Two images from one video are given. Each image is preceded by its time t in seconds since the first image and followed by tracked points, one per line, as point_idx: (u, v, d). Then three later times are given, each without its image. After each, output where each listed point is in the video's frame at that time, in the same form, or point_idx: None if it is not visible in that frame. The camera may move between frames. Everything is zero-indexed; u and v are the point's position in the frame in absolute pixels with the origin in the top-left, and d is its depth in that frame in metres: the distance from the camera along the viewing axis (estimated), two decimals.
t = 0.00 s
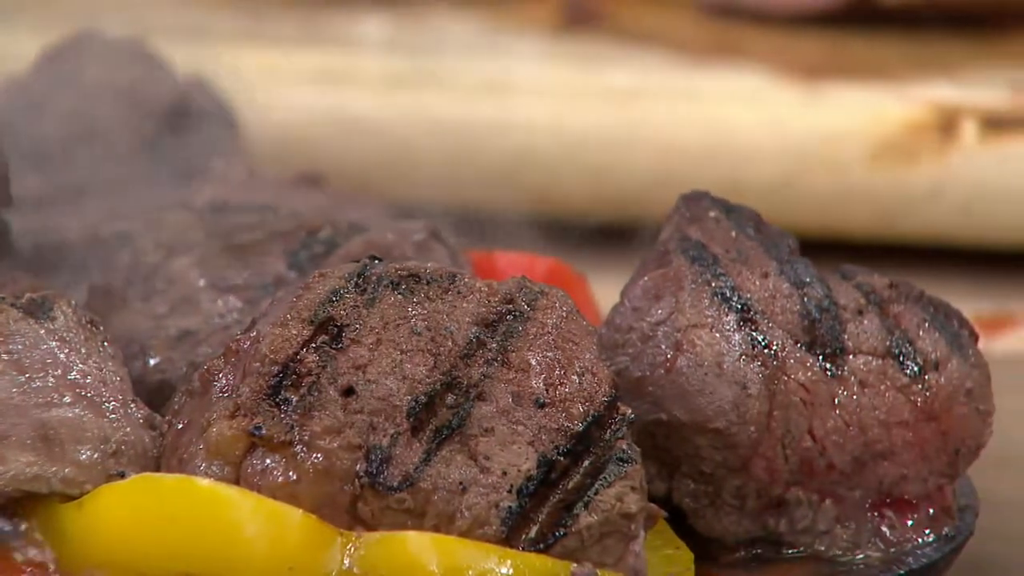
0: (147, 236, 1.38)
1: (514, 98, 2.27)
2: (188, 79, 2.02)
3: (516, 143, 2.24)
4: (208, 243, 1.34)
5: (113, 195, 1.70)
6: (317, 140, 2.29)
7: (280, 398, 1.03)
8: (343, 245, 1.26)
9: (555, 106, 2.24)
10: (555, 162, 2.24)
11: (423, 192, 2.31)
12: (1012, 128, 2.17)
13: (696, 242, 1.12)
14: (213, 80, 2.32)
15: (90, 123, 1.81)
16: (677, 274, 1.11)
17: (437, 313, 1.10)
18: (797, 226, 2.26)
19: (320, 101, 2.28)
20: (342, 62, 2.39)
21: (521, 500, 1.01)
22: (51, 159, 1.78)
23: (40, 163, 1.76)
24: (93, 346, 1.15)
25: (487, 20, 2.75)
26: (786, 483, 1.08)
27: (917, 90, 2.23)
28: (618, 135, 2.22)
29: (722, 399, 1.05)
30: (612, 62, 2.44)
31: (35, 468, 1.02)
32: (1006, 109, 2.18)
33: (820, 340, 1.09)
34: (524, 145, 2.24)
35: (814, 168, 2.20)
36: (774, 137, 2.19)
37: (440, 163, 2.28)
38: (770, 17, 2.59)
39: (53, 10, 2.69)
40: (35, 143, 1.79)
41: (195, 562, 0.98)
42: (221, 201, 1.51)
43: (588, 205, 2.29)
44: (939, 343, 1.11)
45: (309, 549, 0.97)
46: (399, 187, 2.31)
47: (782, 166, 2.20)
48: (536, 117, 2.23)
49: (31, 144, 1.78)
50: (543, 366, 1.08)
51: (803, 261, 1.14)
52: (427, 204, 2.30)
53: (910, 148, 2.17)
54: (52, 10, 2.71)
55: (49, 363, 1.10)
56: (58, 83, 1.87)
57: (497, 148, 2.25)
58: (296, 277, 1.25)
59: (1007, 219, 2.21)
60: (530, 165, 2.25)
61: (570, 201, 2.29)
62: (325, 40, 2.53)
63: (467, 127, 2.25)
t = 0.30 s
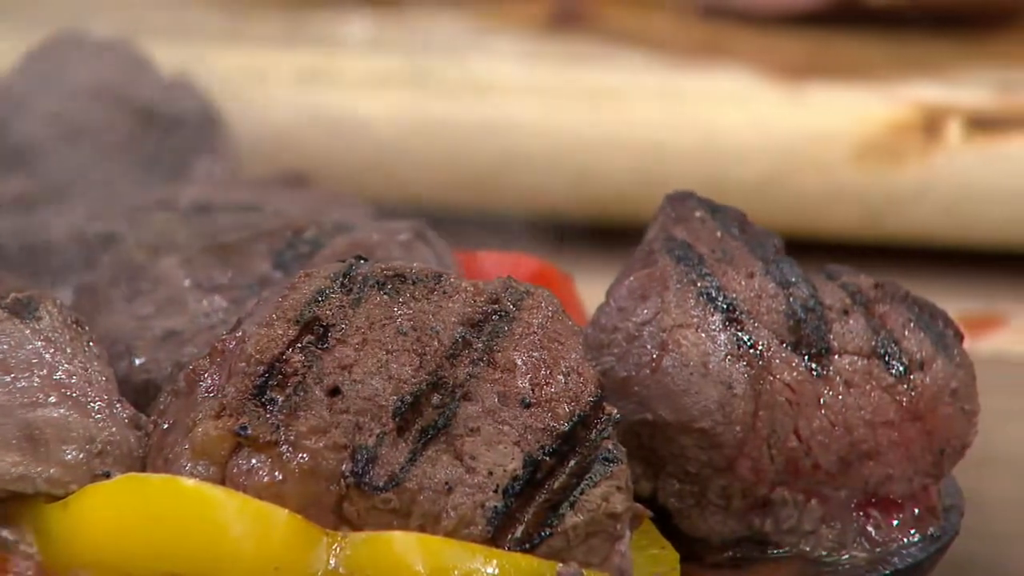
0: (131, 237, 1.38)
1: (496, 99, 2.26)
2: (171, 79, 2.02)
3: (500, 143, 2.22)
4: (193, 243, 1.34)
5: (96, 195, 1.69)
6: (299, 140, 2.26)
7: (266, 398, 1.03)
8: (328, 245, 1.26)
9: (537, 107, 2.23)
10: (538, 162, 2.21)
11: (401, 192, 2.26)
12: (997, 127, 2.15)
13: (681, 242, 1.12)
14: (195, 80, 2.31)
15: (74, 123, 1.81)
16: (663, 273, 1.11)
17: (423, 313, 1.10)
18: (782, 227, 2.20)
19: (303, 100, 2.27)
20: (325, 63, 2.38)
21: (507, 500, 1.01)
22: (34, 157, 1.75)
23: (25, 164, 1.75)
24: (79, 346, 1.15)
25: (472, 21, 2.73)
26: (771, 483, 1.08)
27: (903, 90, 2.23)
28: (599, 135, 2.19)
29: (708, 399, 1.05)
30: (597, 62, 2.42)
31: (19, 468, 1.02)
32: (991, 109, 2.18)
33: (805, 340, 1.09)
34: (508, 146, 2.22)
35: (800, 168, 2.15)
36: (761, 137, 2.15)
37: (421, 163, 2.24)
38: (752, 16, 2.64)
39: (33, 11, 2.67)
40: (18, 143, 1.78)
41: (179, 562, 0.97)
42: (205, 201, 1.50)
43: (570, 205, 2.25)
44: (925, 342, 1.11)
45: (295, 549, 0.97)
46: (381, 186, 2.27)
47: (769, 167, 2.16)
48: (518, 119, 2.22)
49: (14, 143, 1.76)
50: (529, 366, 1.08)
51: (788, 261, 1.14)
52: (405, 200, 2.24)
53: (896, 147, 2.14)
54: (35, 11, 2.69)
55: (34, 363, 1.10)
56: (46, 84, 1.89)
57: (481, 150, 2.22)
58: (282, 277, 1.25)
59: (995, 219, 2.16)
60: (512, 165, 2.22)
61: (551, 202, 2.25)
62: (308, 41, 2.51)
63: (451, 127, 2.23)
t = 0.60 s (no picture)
0: (116, 237, 1.38)
1: (480, 98, 2.24)
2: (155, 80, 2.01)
3: (484, 143, 2.21)
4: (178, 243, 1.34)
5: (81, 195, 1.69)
6: (285, 140, 2.25)
7: (251, 398, 1.03)
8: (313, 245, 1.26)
9: (522, 106, 2.22)
10: (522, 162, 2.21)
11: (390, 193, 2.25)
12: (982, 128, 2.13)
13: (666, 242, 1.13)
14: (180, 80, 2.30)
15: (55, 122, 1.80)
16: (648, 273, 1.11)
17: (408, 313, 1.09)
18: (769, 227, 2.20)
19: (289, 99, 2.26)
20: (312, 63, 2.36)
21: (492, 500, 1.01)
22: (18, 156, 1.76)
23: (10, 162, 1.74)
24: (64, 346, 1.15)
25: (459, 21, 2.72)
26: (756, 483, 1.08)
27: (887, 91, 2.21)
28: (583, 134, 2.17)
29: (693, 399, 1.05)
30: (583, 62, 2.41)
31: (4, 468, 1.02)
32: (977, 110, 2.16)
33: (791, 340, 1.09)
34: (491, 146, 2.21)
35: (786, 169, 2.15)
36: (746, 137, 2.14)
37: (408, 163, 2.23)
38: (738, 15, 2.63)
39: (18, 10, 2.66)
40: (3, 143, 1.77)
41: (164, 563, 0.97)
42: (189, 200, 1.50)
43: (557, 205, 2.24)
44: (909, 342, 1.11)
45: (280, 550, 0.97)
46: (367, 184, 2.26)
47: (755, 166, 2.14)
48: (503, 119, 2.20)
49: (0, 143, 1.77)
50: (514, 366, 1.08)
51: (773, 260, 1.14)
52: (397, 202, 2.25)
53: (882, 147, 2.12)
54: (20, 10, 2.68)
55: (18, 363, 1.10)
56: (31, 86, 1.87)
57: (467, 151, 2.21)
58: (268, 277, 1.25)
59: (976, 219, 2.16)
60: (498, 164, 2.21)
61: (539, 202, 2.25)
62: (294, 41, 2.50)
63: (436, 127, 2.21)
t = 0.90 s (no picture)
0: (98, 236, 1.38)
1: (463, 98, 2.24)
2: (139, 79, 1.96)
3: (467, 142, 2.18)
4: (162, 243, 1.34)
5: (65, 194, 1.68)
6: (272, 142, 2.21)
7: (235, 398, 1.03)
8: (298, 245, 1.26)
9: (507, 109, 2.20)
10: (504, 162, 2.19)
11: (372, 193, 2.25)
12: (963, 128, 2.14)
13: (651, 243, 1.13)
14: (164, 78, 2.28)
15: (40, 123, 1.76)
16: (632, 273, 1.12)
17: (392, 313, 1.09)
18: (753, 228, 2.18)
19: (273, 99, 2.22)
20: (295, 63, 2.35)
21: (476, 500, 1.00)
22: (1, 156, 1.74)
23: None
24: (48, 346, 1.14)
25: (441, 20, 2.71)
26: (740, 483, 1.08)
27: (873, 91, 2.22)
28: (565, 133, 2.16)
29: (677, 399, 1.05)
30: (567, 63, 2.41)
31: None
32: (958, 111, 2.17)
33: (775, 340, 1.09)
34: (473, 145, 2.18)
35: (770, 169, 2.13)
36: (728, 137, 2.13)
37: (388, 163, 2.21)
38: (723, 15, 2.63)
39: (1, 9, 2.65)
40: None
41: (146, 563, 0.96)
42: (173, 200, 1.50)
43: (540, 206, 2.23)
44: (893, 343, 1.11)
45: (264, 550, 0.97)
46: (348, 185, 2.24)
47: (737, 166, 2.13)
48: (486, 118, 2.19)
49: None
50: (498, 366, 1.08)
51: (758, 260, 1.15)
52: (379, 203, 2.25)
53: (865, 147, 2.12)
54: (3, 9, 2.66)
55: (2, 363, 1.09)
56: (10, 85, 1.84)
57: (447, 149, 2.19)
58: (252, 277, 1.25)
59: (959, 219, 2.15)
60: (480, 165, 2.19)
61: (521, 203, 2.23)
62: (276, 41, 2.48)
63: (415, 126, 2.20)
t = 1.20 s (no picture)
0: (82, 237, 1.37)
1: (446, 98, 2.23)
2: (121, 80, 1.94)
3: (451, 142, 2.18)
4: (145, 243, 1.34)
5: (48, 194, 1.68)
6: (255, 142, 2.23)
7: (219, 398, 1.02)
8: (282, 244, 1.26)
9: (489, 109, 2.19)
10: (488, 161, 2.18)
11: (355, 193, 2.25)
12: (946, 129, 2.13)
13: (635, 242, 1.13)
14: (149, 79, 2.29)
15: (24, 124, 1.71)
16: (616, 273, 1.12)
17: (377, 313, 1.08)
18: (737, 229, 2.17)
19: (258, 100, 2.22)
20: (279, 65, 2.34)
21: (460, 500, 1.00)
22: None
23: None
24: (31, 346, 1.14)
25: (423, 19, 2.71)
26: (724, 483, 1.09)
27: (856, 92, 2.23)
28: (547, 134, 2.16)
29: (661, 399, 1.05)
30: (550, 64, 2.41)
31: None
32: (940, 112, 2.16)
33: (758, 339, 1.09)
34: (456, 145, 2.18)
35: (754, 169, 2.12)
36: (711, 137, 2.12)
37: (370, 163, 2.21)
38: (709, 15, 2.63)
39: None
40: None
41: (129, 563, 0.95)
42: (157, 200, 1.49)
43: (523, 206, 2.22)
44: (877, 343, 1.12)
45: (248, 550, 0.95)
46: (331, 185, 2.25)
47: (719, 166, 2.12)
48: (469, 118, 2.18)
49: None
50: (483, 366, 1.07)
51: (741, 260, 1.15)
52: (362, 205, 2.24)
53: (847, 147, 2.11)
54: None
55: None
56: None
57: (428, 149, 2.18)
58: (236, 277, 1.25)
59: (945, 218, 2.12)
60: (464, 165, 2.19)
61: (504, 203, 2.22)
62: (259, 41, 2.48)
63: (395, 126, 2.19)
